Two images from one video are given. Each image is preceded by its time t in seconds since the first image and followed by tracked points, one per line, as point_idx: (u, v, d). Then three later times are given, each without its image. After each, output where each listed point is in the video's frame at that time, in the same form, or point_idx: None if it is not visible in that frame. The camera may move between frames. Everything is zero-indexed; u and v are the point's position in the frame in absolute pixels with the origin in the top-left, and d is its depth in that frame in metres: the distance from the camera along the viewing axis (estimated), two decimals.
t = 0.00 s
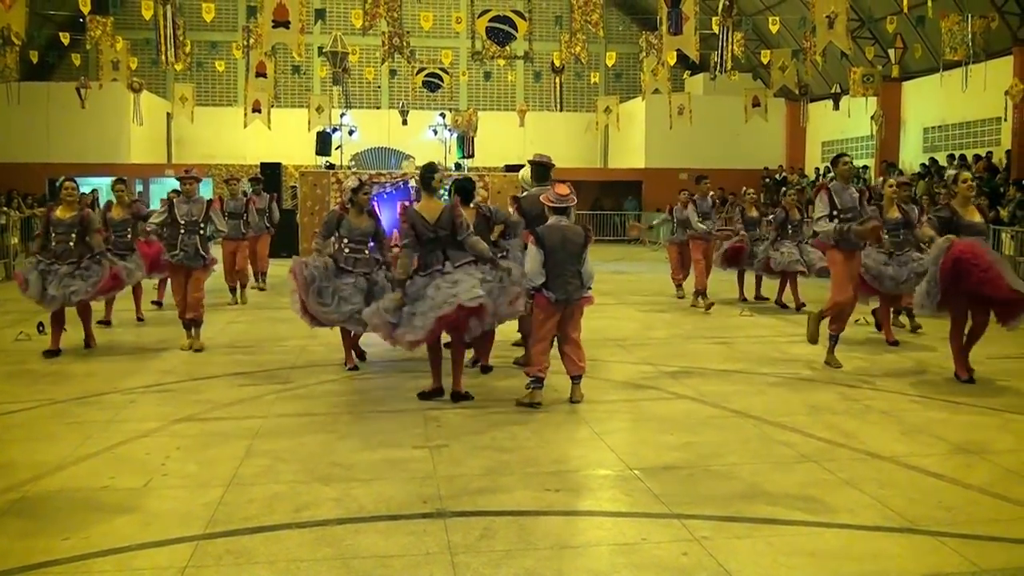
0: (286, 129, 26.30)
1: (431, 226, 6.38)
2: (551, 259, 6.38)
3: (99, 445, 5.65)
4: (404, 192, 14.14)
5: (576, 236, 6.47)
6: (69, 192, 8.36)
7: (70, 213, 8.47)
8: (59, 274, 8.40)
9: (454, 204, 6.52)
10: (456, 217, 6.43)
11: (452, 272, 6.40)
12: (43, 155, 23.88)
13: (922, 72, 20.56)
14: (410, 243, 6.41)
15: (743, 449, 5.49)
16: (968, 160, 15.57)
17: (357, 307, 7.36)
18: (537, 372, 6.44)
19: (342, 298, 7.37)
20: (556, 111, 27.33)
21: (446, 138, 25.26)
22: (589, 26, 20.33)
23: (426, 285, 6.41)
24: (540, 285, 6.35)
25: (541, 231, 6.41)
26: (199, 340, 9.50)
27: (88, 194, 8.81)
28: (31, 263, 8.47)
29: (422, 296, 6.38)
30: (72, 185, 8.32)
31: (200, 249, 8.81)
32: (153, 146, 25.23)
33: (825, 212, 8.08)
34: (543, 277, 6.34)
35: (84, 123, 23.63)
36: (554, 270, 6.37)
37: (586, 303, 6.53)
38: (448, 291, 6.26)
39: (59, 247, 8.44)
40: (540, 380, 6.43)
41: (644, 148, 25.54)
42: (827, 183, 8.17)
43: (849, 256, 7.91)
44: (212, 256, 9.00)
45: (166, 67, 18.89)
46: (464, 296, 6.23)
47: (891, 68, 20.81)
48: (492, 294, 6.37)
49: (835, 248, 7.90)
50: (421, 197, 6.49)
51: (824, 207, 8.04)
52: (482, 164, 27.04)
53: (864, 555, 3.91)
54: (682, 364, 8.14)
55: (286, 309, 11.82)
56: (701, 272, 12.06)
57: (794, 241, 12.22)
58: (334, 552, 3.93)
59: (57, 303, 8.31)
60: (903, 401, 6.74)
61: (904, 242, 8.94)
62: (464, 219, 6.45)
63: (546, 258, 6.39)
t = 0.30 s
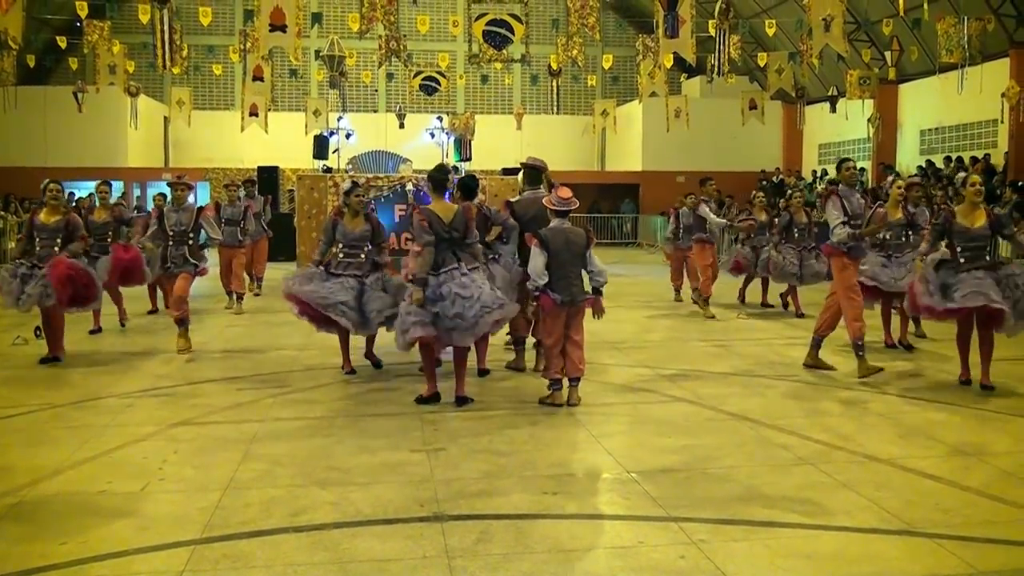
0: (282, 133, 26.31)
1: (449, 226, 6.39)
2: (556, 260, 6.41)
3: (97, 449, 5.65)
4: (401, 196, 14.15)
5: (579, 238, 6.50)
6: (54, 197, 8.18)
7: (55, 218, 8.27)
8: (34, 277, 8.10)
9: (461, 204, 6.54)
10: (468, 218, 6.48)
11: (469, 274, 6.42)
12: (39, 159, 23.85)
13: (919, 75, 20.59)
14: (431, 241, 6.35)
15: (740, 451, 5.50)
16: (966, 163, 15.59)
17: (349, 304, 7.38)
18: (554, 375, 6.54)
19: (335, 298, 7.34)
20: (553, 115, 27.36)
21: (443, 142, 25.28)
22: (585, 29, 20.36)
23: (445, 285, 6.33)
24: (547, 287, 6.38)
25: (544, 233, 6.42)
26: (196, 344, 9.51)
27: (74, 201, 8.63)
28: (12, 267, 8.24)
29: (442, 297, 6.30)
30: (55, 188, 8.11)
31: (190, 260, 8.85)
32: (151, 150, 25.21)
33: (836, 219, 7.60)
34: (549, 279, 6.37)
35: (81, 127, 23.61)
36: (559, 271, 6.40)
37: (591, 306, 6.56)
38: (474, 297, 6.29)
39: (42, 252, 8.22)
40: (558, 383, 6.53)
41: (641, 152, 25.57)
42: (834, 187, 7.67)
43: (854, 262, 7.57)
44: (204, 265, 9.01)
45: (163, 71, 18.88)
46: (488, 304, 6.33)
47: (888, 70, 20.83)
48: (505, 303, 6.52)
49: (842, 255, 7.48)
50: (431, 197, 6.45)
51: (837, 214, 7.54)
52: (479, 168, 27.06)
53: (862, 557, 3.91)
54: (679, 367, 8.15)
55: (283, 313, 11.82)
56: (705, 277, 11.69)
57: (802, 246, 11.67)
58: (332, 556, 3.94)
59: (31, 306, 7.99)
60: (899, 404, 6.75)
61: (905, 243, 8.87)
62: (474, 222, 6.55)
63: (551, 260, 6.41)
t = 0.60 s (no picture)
0: (282, 136, 26.33)
1: (440, 228, 6.36)
2: (554, 262, 6.39)
3: (96, 452, 5.64)
4: (400, 199, 14.10)
5: (579, 240, 6.48)
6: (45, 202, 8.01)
7: (47, 225, 8.11)
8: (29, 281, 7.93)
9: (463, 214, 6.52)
10: (465, 228, 6.45)
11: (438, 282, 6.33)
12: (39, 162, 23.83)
13: (918, 78, 20.59)
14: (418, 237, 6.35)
15: (739, 455, 5.50)
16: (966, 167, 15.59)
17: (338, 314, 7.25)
18: (552, 377, 6.55)
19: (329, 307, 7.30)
20: (553, 118, 27.37)
21: (443, 145, 25.29)
22: (585, 32, 20.36)
23: (408, 280, 6.33)
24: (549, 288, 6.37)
25: (544, 235, 6.42)
26: (195, 347, 9.49)
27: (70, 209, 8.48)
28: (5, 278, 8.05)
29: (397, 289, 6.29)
30: (46, 193, 7.95)
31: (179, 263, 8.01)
32: (150, 152, 25.22)
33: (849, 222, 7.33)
34: (552, 279, 6.38)
35: (80, 130, 23.63)
36: (557, 274, 6.38)
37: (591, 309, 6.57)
38: (421, 302, 6.19)
39: (34, 259, 8.03)
40: (556, 385, 6.55)
41: (641, 155, 25.59)
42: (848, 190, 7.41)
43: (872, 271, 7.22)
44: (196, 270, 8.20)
45: (162, 73, 18.87)
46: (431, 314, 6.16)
47: (888, 74, 20.85)
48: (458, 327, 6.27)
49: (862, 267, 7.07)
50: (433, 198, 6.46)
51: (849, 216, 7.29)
52: (478, 170, 27.08)
53: (861, 561, 3.91)
54: (677, 370, 8.15)
55: (282, 316, 11.82)
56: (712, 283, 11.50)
57: (803, 248, 11.59)
58: (330, 559, 3.93)
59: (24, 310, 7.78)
60: (898, 407, 6.75)
61: (919, 254, 8.39)
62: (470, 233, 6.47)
63: (550, 263, 6.41)
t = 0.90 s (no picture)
0: (282, 138, 26.35)
1: (430, 230, 6.39)
2: (553, 265, 6.40)
3: (95, 454, 5.64)
4: (400, 201, 14.07)
5: (578, 243, 6.51)
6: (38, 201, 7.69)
7: (43, 224, 7.79)
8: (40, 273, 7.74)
9: (458, 214, 6.52)
10: (456, 225, 6.41)
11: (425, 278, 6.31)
12: (39, 163, 23.85)
13: (918, 82, 20.63)
14: (408, 243, 6.44)
15: (740, 458, 5.49)
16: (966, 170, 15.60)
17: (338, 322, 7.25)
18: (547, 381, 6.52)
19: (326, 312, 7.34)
20: (553, 120, 27.38)
21: (443, 147, 25.31)
22: (585, 35, 20.37)
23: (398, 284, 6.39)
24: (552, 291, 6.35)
25: (544, 237, 6.46)
26: (195, 349, 9.48)
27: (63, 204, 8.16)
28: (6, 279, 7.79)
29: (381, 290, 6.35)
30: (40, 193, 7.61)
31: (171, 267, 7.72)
32: (150, 154, 25.23)
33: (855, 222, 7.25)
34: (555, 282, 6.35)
35: (80, 131, 23.64)
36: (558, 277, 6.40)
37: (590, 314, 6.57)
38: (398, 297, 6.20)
39: (33, 260, 7.77)
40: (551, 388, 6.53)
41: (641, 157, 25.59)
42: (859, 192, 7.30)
43: (884, 271, 7.01)
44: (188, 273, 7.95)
45: (163, 76, 18.89)
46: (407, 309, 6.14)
47: (887, 77, 20.87)
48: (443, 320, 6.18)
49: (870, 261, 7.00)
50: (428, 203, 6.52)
51: (855, 215, 7.19)
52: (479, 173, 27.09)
53: (860, 565, 3.90)
54: (676, 373, 8.15)
55: (282, 318, 11.81)
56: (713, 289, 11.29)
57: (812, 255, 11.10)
58: (329, 562, 3.93)
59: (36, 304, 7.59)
60: (898, 411, 6.75)
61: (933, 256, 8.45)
62: (464, 230, 6.39)
63: (551, 266, 6.43)
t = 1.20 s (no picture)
0: (281, 139, 26.37)
1: (448, 235, 6.33)
2: (542, 268, 6.39)
3: (93, 455, 5.64)
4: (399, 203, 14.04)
5: (567, 245, 6.51)
6: (29, 200, 7.52)
7: (36, 225, 7.62)
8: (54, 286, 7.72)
9: (466, 215, 6.51)
10: (468, 225, 6.43)
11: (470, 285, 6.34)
12: (38, 164, 23.84)
13: (917, 85, 20.66)
14: (430, 251, 6.30)
15: (738, 459, 5.50)
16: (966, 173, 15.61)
17: (309, 310, 7.43)
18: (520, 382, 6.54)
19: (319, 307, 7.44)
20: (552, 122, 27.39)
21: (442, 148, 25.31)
22: (584, 36, 20.37)
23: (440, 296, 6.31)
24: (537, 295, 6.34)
25: (534, 241, 6.45)
26: (194, 350, 9.49)
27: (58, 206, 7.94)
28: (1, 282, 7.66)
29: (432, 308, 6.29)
30: (32, 193, 7.48)
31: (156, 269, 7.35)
32: (149, 154, 25.22)
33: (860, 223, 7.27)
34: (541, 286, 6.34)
35: (80, 132, 23.64)
36: (547, 279, 6.41)
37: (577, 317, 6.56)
38: (465, 310, 6.21)
39: (28, 261, 7.63)
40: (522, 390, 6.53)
41: (640, 158, 25.60)
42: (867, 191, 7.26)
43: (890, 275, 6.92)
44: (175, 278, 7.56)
45: (162, 77, 18.89)
46: (480, 318, 6.21)
47: (887, 79, 20.89)
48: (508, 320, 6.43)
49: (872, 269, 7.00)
50: (431, 205, 6.41)
51: (856, 219, 7.25)
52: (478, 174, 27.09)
53: (858, 567, 3.90)
54: (675, 374, 8.15)
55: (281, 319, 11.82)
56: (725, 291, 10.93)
57: (825, 257, 10.80)
58: (327, 563, 3.92)
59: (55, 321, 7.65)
60: (897, 413, 6.75)
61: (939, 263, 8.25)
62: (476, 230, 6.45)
63: (540, 268, 6.42)
